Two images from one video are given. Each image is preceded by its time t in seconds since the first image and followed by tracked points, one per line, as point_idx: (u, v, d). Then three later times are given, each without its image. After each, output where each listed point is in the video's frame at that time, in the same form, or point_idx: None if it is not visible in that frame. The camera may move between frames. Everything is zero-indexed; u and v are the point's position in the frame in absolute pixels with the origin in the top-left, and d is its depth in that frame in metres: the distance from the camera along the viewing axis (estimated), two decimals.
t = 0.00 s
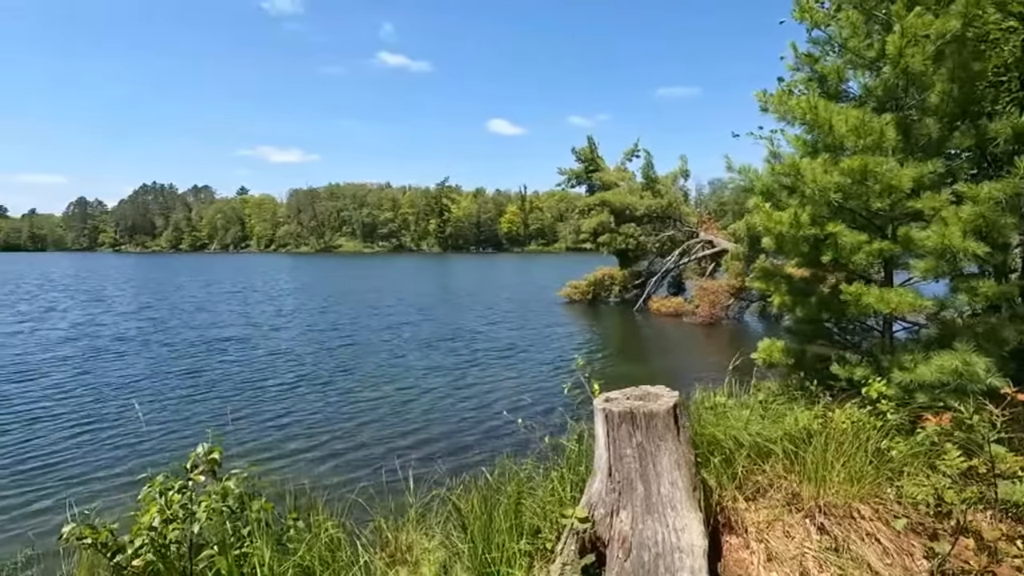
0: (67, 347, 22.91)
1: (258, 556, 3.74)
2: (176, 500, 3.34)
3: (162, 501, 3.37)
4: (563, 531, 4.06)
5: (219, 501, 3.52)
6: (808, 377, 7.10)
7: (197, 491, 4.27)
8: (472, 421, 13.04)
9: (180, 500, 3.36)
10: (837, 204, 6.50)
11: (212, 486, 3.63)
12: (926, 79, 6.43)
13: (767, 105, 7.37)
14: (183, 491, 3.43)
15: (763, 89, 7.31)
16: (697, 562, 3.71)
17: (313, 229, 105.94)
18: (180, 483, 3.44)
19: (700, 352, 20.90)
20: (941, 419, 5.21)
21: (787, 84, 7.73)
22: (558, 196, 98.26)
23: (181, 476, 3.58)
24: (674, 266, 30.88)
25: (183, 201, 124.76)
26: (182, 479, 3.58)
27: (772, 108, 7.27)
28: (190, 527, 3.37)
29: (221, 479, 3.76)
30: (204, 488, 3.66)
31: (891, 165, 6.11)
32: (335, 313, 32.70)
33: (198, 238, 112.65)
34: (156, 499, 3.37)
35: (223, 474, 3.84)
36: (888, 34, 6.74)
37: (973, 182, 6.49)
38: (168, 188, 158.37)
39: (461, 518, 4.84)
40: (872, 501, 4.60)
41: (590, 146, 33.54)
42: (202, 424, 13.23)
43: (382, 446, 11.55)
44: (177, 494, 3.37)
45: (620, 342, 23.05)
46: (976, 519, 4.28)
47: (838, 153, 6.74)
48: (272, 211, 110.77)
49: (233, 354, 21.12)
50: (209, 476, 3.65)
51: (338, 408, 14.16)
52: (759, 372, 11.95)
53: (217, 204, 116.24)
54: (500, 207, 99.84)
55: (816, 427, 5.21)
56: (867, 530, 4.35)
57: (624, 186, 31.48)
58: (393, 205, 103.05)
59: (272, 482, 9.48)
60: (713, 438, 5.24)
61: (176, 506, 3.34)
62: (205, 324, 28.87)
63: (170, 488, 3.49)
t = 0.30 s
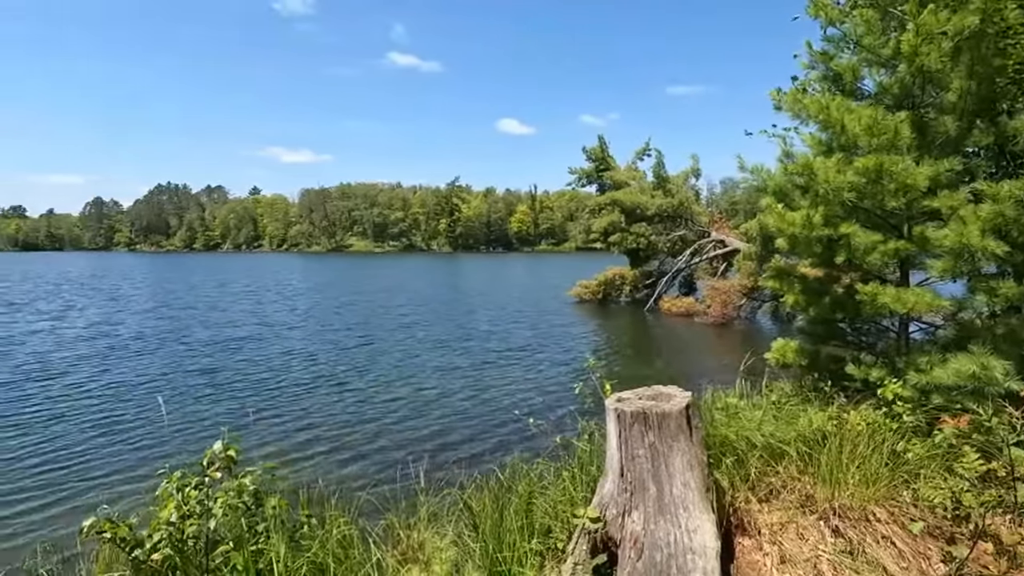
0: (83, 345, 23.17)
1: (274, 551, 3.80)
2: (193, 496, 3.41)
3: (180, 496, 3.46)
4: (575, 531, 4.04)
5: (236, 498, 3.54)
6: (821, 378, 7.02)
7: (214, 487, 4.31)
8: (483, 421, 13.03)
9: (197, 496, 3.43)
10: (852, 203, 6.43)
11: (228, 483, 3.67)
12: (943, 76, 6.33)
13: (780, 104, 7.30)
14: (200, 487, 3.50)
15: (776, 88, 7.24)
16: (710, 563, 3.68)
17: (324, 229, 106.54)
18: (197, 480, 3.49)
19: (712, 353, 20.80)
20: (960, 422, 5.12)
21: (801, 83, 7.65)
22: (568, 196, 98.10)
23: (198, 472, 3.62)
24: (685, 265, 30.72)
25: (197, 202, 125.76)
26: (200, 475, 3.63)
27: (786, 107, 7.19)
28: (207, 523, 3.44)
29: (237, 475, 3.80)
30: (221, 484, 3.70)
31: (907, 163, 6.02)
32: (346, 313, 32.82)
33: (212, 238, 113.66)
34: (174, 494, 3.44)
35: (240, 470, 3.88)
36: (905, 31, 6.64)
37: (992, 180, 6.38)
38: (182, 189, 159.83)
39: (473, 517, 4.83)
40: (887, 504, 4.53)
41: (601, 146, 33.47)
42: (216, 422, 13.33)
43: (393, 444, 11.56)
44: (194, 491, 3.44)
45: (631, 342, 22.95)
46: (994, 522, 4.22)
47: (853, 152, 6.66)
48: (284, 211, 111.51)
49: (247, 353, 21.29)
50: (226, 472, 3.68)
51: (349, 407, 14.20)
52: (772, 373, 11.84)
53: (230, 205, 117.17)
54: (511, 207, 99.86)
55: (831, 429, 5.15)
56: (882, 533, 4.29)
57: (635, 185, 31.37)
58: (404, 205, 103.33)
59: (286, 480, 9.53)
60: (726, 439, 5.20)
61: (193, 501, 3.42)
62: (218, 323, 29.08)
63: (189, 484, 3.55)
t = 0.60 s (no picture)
0: (101, 344, 23.45)
1: (289, 547, 3.81)
2: (209, 492, 3.41)
3: (197, 494, 3.44)
4: (588, 531, 4.00)
5: (251, 495, 3.55)
6: (838, 380, 6.93)
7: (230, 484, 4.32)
8: (496, 420, 13.03)
9: (213, 493, 3.42)
10: (869, 202, 6.34)
11: (244, 480, 3.66)
12: (963, 73, 6.23)
13: (797, 102, 7.22)
14: (216, 483, 3.50)
15: (793, 85, 7.17)
16: (725, 565, 3.64)
17: (337, 228, 107.16)
18: (213, 477, 3.49)
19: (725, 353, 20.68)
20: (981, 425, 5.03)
21: (819, 80, 7.55)
22: (580, 195, 97.97)
23: (214, 469, 3.62)
24: (699, 265, 30.53)
25: (212, 202, 126.97)
26: (216, 472, 3.63)
27: (802, 105, 7.11)
28: (223, 519, 3.46)
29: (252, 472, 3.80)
30: (236, 481, 3.70)
31: (926, 161, 5.92)
32: (359, 312, 32.96)
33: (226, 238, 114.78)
34: (191, 491, 3.44)
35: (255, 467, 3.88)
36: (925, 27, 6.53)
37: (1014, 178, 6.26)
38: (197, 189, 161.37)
39: (485, 516, 4.82)
40: (906, 507, 4.45)
41: (613, 145, 33.37)
42: (230, 420, 13.41)
43: (406, 443, 11.58)
44: (210, 487, 3.43)
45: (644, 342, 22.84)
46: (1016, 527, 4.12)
47: (870, 151, 6.57)
48: (298, 211, 112.28)
49: (261, 352, 21.44)
50: (241, 470, 3.68)
51: (362, 406, 14.25)
52: (787, 374, 11.74)
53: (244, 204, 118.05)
54: (522, 206, 99.88)
55: (848, 431, 5.07)
56: (901, 536, 4.22)
57: (648, 185, 31.26)
58: (416, 204, 103.67)
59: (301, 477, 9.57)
60: (740, 440, 5.14)
61: (209, 498, 3.41)
62: (232, 322, 29.31)
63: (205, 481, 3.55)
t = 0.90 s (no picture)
0: (117, 342, 23.67)
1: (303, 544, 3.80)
2: (224, 489, 3.41)
3: (212, 490, 3.45)
4: (599, 531, 3.97)
5: (266, 492, 3.56)
6: (853, 380, 6.86)
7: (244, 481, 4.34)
8: (506, 419, 13.03)
9: (229, 489, 3.43)
10: (885, 199, 6.28)
11: (258, 476, 3.67)
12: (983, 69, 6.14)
13: (811, 99, 7.15)
14: (232, 480, 3.50)
15: (808, 83, 7.10)
16: (737, 567, 3.60)
17: (348, 228, 107.70)
18: (228, 473, 3.51)
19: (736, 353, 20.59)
20: (998, 427, 4.95)
21: (834, 77, 7.48)
22: (590, 194, 97.82)
23: (230, 466, 3.64)
24: (710, 265, 30.38)
25: (225, 201, 127.94)
26: (231, 469, 3.64)
27: (817, 102, 7.04)
28: (238, 516, 3.45)
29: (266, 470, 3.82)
30: (251, 478, 3.71)
31: (944, 159, 5.85)
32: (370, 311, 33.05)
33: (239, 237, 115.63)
34: (207, 487, 3.45)
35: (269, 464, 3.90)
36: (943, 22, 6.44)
37: None
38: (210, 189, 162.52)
39: (496, 515, 4.80)
40: (922, 510, 4.39)
41: (624, 144, 33.26)
42: (243, 417, 13.50)
43: (417, 441, 11.61)
44: (225, 483, 3.44)
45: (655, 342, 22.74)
46: None
47: (887, 148, 6.50)
48: (309, 210, 112.92)
49: (273, 351, 21.58)
50: (256, 467, 3.69)
51: (373, 404, 14.29)
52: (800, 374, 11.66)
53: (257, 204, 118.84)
54: (532, 205, 99.88)
55: (862, 432, 5.01)
56: (917, 540, 4.16)
57: (658, 184, 31.15)
58: (426, 204, 103.95)
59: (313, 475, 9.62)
60: (753, 441, 5.09)
61: (224, 494, 3.41)
62: (244, 321, 29.53)
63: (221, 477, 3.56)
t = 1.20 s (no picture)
0: (130, 340, 23.84)
1: (313, 541, 3.76)
2: (236, 486, 3.41)
3: (224, 487, 3.46)
4: (609, 531, 3.94)
5: (277, 490, 3.54)
6: (867, 382, 6.78)
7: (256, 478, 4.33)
8: (517, 418, 13.02)
9: (240, 487, 3.43)
10: (902, 198, 6.20)
11: (269, 475, 3.65)
12: (1002, 65, 6.06)
13: (824, 96, 7.08)
14: (243, 478, 3.49)
15: (821, 81, 7.02)
16: (749, 568, 3.56)
17: (358, 227, 108.09)
18: (240, 471, 3.49)
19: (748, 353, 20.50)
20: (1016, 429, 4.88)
21: (847, 74, 7.41)
22: (600, 194, 97.59)
23: (242, 463, 3.63)
24: (720, 264, 30.23)
25: (236, 201, 128.82)
26: (243, 466, 3.63)
27: (830, 100, 6.97)
28: (250, 513, 3.46)
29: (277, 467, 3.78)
30: (262, 476, 3.68)
31: (963, 157, 5.77)
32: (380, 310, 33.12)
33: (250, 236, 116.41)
34: (219, 484, 3.46)
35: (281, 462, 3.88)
36: (961, 18, 6.36)
37: None
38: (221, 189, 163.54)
39: (505, 515, 4.76)
40: (938, 513, 4.32)
41: (633, 143, 33.18)
42: (255, 416, 13.57)
43: (428, 440, 11.62)
44: (237, 481, 3.44)
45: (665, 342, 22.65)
46: None
47: (903, 146, 6.42)
48: (320, 209, 113.41)
49: (284, 350, 21.69)
50: (267, 465, 3.67)
51: (383, 403, 14.33)
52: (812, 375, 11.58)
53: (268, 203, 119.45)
54: (541, 204, 99.81)
55: (877, 433, 4.95)
56: (932, 543, 4.11)
57: (669, 183, 31.04)
58: (436, 204, 104.02)
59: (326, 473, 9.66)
60: (764, 442, 5.03)
61: (236, 492, 3.41)
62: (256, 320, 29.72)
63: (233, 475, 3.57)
